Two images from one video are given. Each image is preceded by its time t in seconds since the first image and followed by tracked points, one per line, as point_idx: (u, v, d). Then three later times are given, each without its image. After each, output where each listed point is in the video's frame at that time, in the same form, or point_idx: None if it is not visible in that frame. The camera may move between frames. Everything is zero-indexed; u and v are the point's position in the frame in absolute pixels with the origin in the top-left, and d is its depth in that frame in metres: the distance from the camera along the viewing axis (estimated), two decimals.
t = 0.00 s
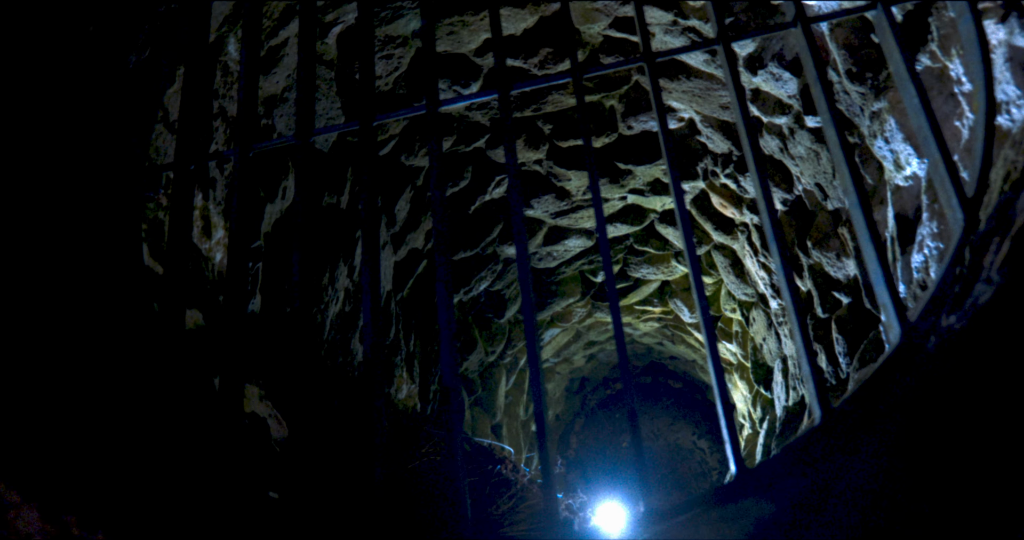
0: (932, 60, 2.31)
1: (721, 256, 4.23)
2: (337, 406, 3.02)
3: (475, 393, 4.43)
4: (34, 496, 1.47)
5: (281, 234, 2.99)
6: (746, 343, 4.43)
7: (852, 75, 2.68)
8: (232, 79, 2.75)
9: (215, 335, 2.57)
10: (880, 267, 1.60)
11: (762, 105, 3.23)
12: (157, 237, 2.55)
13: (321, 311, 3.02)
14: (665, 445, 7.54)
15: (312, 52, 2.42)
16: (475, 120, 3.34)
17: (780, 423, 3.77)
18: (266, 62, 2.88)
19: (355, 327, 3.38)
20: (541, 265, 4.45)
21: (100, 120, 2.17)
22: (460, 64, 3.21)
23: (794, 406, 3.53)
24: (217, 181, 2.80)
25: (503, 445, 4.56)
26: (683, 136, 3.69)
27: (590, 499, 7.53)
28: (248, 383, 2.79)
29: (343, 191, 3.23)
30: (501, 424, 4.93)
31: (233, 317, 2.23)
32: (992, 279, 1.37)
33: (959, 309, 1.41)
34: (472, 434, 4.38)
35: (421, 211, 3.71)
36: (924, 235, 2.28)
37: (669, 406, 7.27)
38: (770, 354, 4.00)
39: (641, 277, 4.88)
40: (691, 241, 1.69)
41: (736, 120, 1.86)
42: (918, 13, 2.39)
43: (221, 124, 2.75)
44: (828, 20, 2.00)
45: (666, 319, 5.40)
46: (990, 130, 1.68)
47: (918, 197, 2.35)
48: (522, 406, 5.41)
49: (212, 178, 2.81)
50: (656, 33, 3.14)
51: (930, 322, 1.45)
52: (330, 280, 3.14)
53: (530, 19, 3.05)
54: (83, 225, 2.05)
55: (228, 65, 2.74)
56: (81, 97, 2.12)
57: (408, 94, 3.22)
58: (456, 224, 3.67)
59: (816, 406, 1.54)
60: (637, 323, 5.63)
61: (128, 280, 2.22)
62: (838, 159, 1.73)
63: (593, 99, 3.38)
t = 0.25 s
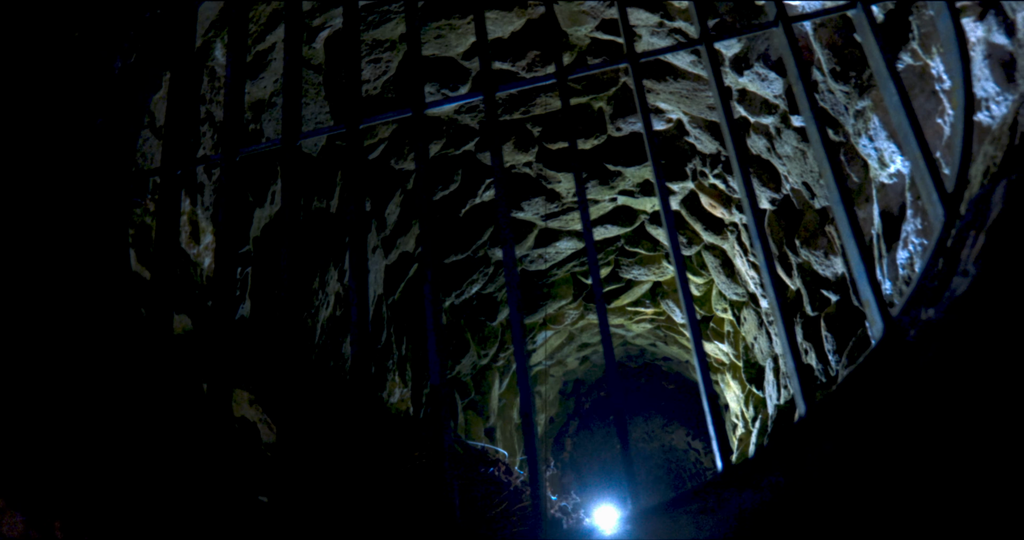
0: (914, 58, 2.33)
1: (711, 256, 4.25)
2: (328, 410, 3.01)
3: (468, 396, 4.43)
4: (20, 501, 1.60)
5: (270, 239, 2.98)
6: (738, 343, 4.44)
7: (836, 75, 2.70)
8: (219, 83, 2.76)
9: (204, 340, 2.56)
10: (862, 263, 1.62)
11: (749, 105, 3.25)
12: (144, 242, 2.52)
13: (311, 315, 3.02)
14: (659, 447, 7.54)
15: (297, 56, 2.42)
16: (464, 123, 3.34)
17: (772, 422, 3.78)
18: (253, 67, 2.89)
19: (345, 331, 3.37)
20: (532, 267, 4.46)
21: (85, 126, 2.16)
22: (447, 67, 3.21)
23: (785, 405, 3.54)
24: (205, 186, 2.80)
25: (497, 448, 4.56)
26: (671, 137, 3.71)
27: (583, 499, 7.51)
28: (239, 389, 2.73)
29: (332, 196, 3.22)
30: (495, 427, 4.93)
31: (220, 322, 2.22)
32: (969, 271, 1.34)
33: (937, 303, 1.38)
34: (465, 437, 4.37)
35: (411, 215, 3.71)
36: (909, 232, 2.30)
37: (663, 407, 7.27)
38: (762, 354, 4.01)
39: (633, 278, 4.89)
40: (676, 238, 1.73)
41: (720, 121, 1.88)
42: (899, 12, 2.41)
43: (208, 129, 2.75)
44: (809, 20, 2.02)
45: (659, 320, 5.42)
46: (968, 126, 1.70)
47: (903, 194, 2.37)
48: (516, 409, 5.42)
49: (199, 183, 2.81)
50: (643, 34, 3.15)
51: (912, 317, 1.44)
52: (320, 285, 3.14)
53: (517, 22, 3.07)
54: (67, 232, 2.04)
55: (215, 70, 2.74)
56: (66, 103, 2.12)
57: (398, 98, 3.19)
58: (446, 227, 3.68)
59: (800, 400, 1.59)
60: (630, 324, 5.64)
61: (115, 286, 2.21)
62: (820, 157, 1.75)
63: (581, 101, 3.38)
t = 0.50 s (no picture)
0: (907, 59, 2.34)
1: (708, 259, 4.25)
2: (325, 413, 3.01)
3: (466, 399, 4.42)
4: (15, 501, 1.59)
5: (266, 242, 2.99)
6: (735, 346, 4.44)
7: (830, 76, 2.71)
8: (215, 87, 2.76)
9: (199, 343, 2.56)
10: (856, 263, 1.62)
11: (744, 107, 3.26)
12: (141, 245, 2.53)
13: (308, 318, 3.01)
14: (658, 450, 7.53)
15: (292, 59, 2.43)
16: (460, 126, 3.35)
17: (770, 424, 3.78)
18: (249, 71, 2.91)
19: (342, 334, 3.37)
20: (529, 270, 4.46)
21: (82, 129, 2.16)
22: (442, 70, 3.22)
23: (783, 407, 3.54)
24: (201, 190, 2.81)
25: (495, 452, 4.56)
26: (667, 139, 3.72)
27: (579, 503, 7.44)
28: (230, 390, 2.73)
29: (328, 199, 3.23)
30: (493, 431, 4.92)
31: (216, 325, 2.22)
32: (961, 270, 1.27)
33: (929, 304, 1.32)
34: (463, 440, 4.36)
35: (407, 218, 3.70)
36: (904, 233, 2.30)
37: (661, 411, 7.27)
38: (759, 356, 4.00)
39: (630, 281, 4.89)
40: (668, 238, 1.72)
41: (714, 122, 1.87)
42: (892, 13, 2.43)
43: (204, 132, 2.76)
44: (802, 21, 2.03)
45: (656, 323, 5.41)
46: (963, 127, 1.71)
47: (898, 195, 2.37)
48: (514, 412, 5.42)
49: (195, 187, 2.81)
50: (638, 37, 3.16)
51: (905, 317, 1.42)
52: (317, 288, 3.14)
53: (512, 25, 3.09)
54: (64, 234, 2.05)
55: (210, 73, 2.75)
56: (64, 106, 2.12)
57: (393, 102, 3.22)
58: (442, 230, 3.68)
59: (794, 400, 1.60)
60: (628, 327, 5.64)
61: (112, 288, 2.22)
62: (813, 157, 1.75)
63: (576, 104, 3.40)
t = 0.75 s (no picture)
0: (904, 70, 2.34)
1: (707, 269, 4.24)
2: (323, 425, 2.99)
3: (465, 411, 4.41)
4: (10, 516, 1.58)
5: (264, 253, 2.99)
6: (736, 357, 4.41)
7: (828, 87, 2.72)
8: (214, 99, 2.80)
9: (197, 354, 2.55)
10: (853, 273, 1.61)
11: (743, 118, 3.26)
12: (139, 257, 2.53)
13: (306, 330, 3.01)
14: (658, 462, 7.51)
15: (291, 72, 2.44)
16: (460, 137, 3.36)
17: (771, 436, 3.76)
18: (249, 83, 2.92)
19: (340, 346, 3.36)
20: (529, 281, 4.45)
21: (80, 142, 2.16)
22: (441, 81, 3.24)
23: (783, 418, 3.53)
24: (200, 201, 2.81)
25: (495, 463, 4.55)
26: (666, 150, 3.73)
27: (580, 514, 7.44)
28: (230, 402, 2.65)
29: (327, 210, 3.24)
30: (492, 442, 4.89)
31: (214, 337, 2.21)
32: (958, 282, 1.31)
33: (927, 315, 1.35)
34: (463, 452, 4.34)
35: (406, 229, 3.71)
36: (903, 244, 2.29)
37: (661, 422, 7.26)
38: (760, 367, 3.98)
39: (630, 291, 4.88)
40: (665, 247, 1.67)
41: (710, 133, 1.86)
42: (889, 24, 2.43)
43: (203, 144, 2.77)
44: (799, 32, 2.01)
45: (656, 334, 5.40)
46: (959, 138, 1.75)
47: (897, 206, 2.36)
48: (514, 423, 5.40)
49: (194, 199, 2.81)
50: (636, 48, 3.18)
51: (903, 329, 1.44)
52: (316, 299, 3.14)
53: (510, 37, 3.09)
54: (62, 246, 2.05)
55: (210, 86, 2.77)
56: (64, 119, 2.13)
57: (392, 113, 3.25)
58: (441, 241, 3.67)
59: (792, 413, 1.57)
60: (628, 338, 5.62)
61: (111, 300, 2.21)
62: (810, 168, 1.74)
63: (574, 115, 3.40)
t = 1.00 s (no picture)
0: (905, 85, 2.34)
1: (710, 284, 4.22)
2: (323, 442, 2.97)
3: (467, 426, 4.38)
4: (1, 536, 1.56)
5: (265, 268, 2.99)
6: (739, 372, 4.38)
7: (829, 102, 2.72)
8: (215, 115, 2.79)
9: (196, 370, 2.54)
10: (855, 289, 1.60)
11: (744, 133, 3.26)
12: (139, 272, 2.53)
13: (306, 345, 2.99)
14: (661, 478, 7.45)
15: (292, 89, 2.45)
16: (460, 152, 3.37)
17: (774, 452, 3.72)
18: (250, 99, 2.94)
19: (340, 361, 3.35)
20: (531, 295, 4.44)
21: (80, 158, 2.16)
22: (442, 96, 3.26)
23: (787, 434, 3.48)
24: (201, 217, 2.82)
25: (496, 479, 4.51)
26: (667, 165, 3.73)
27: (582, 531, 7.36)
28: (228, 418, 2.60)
29: (328, 225, 3.24)
30: (494, 458, 4.85)
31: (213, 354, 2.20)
32: (960, 299, 1.27)
33: (930, 331, 1.31)
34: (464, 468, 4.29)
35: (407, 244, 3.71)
36: (905, 259, 2.27)
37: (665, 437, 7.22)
38: (762, 383, 3.95)
39: (632, 306, 4.86)
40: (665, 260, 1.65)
41: (711, 148, 1.85)
42: (889, 40, 2.43)
43: (204, 159, 2.78)
44: (798, 47, 2.01)
45: (659, 349, 5.36)
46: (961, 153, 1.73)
47: (899, 220, 2.35)
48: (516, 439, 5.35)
49: (195, 214, 2.82)
50: (637, 64, 3.19)
51: (906, 346, 1.40)
52: (316, 314, 3.13)
53: (511, 53, 3.11)
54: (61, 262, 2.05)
55: (211, 102, 2.79)
56: (64, 135, 2.14)
57: (393, 129, 3.24)
58: (442, 255, 3.67)
59: (795, 429, 1.53)
60: (630, 353, 5.59)
61: (110, 315, 2.21)
62: (811, 183, 1.73)
63: (575, 130, 3.40)
